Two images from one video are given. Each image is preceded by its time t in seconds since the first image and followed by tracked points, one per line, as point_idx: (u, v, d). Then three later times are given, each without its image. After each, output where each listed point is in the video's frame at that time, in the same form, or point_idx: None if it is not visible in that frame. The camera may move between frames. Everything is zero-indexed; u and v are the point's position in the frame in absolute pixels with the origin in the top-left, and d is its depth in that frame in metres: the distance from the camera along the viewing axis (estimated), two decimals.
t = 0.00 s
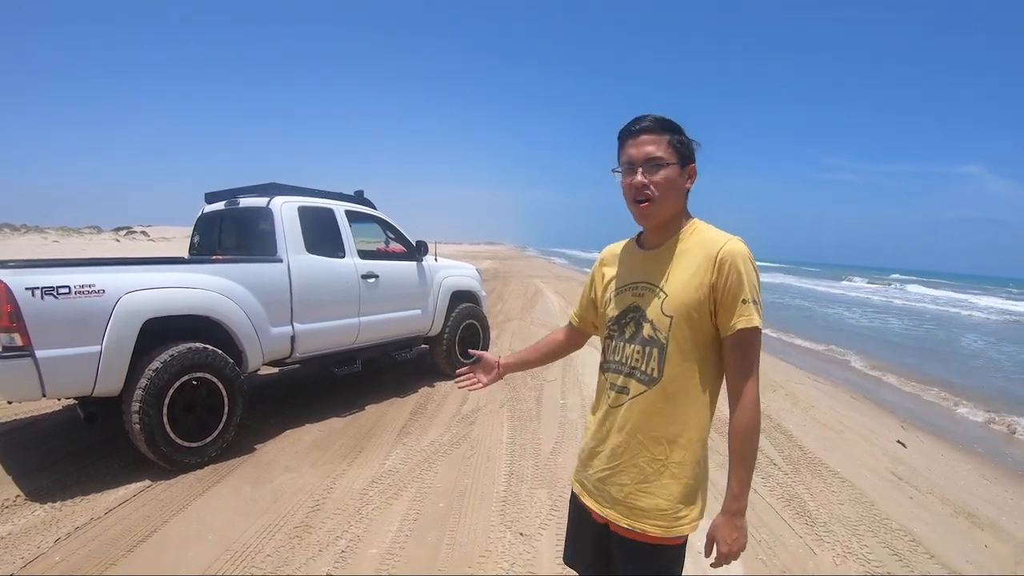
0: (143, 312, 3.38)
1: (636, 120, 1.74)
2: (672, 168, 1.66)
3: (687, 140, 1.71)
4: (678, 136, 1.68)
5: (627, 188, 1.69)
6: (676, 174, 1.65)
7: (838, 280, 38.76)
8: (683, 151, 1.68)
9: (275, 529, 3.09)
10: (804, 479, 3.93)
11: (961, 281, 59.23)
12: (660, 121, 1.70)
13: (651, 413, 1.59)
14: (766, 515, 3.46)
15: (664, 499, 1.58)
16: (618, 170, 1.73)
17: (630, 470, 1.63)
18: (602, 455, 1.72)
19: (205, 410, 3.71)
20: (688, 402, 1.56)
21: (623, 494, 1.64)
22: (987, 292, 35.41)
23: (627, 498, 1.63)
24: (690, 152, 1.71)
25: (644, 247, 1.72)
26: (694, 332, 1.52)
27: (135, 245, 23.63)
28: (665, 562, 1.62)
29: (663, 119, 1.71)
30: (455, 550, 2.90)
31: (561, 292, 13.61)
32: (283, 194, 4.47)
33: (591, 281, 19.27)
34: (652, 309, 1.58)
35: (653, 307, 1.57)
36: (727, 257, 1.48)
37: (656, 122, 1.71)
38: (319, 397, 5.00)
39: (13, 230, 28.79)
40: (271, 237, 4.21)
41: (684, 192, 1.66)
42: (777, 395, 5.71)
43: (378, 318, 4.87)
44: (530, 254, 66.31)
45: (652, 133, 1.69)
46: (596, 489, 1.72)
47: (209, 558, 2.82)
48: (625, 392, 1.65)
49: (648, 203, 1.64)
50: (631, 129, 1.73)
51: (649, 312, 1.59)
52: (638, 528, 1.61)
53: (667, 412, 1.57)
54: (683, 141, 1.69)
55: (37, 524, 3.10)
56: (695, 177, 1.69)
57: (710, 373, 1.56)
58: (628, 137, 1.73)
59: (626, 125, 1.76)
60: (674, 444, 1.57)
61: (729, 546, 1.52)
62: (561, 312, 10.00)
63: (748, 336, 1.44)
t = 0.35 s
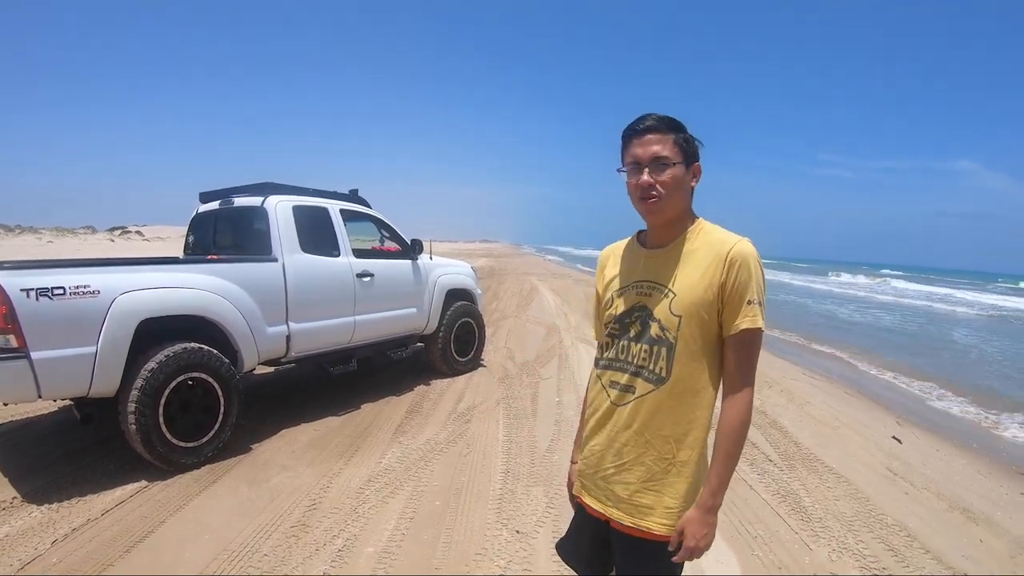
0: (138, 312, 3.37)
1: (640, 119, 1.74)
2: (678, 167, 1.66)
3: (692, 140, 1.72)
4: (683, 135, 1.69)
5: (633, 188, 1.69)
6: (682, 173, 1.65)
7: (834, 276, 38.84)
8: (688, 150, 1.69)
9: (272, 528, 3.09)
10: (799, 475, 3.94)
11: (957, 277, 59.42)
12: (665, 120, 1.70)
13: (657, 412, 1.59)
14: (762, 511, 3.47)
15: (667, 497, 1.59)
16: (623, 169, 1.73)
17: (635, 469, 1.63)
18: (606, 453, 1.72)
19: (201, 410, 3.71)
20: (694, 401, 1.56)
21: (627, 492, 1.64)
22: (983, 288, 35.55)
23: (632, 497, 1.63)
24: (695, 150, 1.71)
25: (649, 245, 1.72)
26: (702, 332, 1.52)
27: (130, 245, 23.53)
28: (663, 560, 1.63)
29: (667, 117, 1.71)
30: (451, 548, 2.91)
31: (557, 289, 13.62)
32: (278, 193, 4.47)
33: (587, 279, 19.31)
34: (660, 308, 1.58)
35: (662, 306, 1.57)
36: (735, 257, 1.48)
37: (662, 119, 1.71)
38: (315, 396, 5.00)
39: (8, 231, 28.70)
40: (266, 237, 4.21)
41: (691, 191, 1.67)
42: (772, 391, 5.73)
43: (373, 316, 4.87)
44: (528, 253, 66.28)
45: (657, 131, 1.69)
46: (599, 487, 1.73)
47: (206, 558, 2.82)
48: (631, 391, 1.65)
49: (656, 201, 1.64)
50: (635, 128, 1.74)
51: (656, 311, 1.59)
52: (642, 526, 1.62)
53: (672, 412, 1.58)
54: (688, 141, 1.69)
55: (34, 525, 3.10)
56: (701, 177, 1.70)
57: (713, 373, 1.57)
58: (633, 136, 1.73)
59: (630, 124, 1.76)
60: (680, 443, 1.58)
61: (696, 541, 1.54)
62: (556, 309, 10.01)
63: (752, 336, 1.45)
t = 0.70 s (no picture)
0: (134, 312, 3.37)
1: (631, 116, 1.75)
2: (673, 160, 1.66)
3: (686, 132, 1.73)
4: (676, 128, 1.69)
5: (628, 185, 1.69)
6: (677, 167, 1.66)
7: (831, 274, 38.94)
8: (682, 143, 1.69)
9: (269, 527, 3.09)
10: (795, 471, 3.95)
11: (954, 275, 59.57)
12: (657, 115, 1.70)
13: (657, 410, 1.60)
14: (758, 508, 3.48)
15: (668, 495, 1.59)
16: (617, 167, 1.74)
17: (637, 466, 1.64)
18: (609, 451, 1.73)
19: (197, 409, 3.70)
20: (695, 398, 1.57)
21: (628, 489, 1.65)
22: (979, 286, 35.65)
23: (634, 494, 1.63)
24: (689, 142, 1.72)
25: (649, 242, 1.73)
26: (700, 329, 1.52)
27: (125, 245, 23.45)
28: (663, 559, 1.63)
29: (660, 112, 1.71)
30: (448, 546, 2.91)
31: (553, 288, 13.63)
32: (273, 192, 4.47)
33: (583, 277, 19.33)
34: (659, 307, 1.59)
35: (659, 304, 1.58)
36: (732, 253, 1.48)
37: (654, 114, 1.71)
38: (311, 395, 5.00)
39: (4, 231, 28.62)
40: (261, 235, 4.20)
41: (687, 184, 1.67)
42: (768, 388, 5.74)
43: (369, 315, 4.87)
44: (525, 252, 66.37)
45: (650, 127, 1.69)
46: (601, 485, 1.73)
47: (203, 557, 2.82)
48: (631, 389, 1.66)
49: (653, 196, 1.64)
50: (626, 125, 1.74)
51: (655, 309, 1.60)
52: (642, 523, 1.62)
53: (671, 409, 1.58)
54: (682, 133, 1.69)
55: (31, 525, 3.09)
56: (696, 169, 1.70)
57: (713, 371, 1.57)
58: (625, 134, 1.73)
59: (622, 122, 1.76)
60: (681, 441, 1.58)
61: (701, 541, 1.51)
62: (552, 307, 10.02)
63: (750, 333, 1.44)
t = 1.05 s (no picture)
0: (133, 312, 3.37)
1: (638, 114, 1.75)
2: (677, 161, 1.67)
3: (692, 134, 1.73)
4: (681, 130, 1.69)
5: (630, 182, 1.70)
6: (681, 168, 1.66)
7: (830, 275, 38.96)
8: (687, 144, 1.69)
9: (267, 527, 3.09)
10: (793, 472, 3.96)
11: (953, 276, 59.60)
12: (663, 115, 1.71)
13: (655, 409, 1.61)
14: (756, 508, 3.49)
15: (665, 495, 1.60)
16: (621, 164, 1.74)
17: (635, 466, 1.64)
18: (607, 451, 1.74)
19: (196, 409, 3.71)
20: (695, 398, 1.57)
21: (626, 489, 1.66)
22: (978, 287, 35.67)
23: (633, 494, 1.64)
24: (693, 144, 1.72)
25: (650, 242, 1.73)
26: (699, 328, 1.53)
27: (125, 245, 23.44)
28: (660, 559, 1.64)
29: (666, 112, 1.71)
30: (446, 547, 2.92)
31: (552, 289, 13.64)
32: (272, 192, 4.47)
33: (582, 278, 19.34)
34: (658, 306, 1.59)
35: (659, 304, 1.59)
36: (731, 252, 1.47)
37: (661, 114, 1.72)
38: (311, 396, 5.00)
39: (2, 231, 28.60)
40: (260, 236, 4.21)
41: (689, 186, 1.68)
42: (767, 389, 5.74)
43: (368, 316, 4.88)
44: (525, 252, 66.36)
45: (655, 127, 1.70)
46: (600, 484, 1.74)
47: (202, 557, 2.82)
48: (631, 389, 1.67)
49: (653, 195, 1.65)
50: (633, 124, 1.74)
51: (655, 309, 1.61)
52: (639, 523, 1.63)
53: (670, 409, 1.59)
54: (687, 135, 1.70)
55: (30, 525, 3.10)
56: (700, 171, 1.71)
57: (712, 371, 1.57)
58: (630, 131, 1.74)
59: (629, 119, 1.77)
60: (679, 440, 1.58)
61: (705, 541, 1.53)
62: (551, 308, 10.03)
63: (749, 333, 1.44)
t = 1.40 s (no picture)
0: (136, 311, 3.37)
1: (647, 117, 1.75)
2: (685, 164, 1.66)
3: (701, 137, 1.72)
4: (690, 133, 1.69)
5: (638, 185, 1.70)
6: (689, 170, 1.65)
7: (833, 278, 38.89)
8: (695, 147, 1.69)
9: (269, 528, 3.09)
10: (797, 476, 3.94)
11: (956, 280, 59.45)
12: (672, 118, 1.70)
13: (659, 413, 1.60)
14: (759, 512, 3.48)
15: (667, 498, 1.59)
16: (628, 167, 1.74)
17: (640, 468, 1.64)
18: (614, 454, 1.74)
19: (198, 409, 3.70)
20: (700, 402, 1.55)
21: (630, 491, 1.65)
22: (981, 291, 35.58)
23: (636, 496, 1.64)
24: (702, 148, 1.71)
25: (658, 246, 1.73)
26: (702, 330, 1.51)
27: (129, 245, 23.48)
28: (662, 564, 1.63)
29: (675, 115, 1.71)
30: (449, 549, 2.91)
31: (555, 291, 13.64)
32: (276, 193, 4.47)
33: (584, 280, 19.33)
34: (664, 309, 1.59)
35: (664, 306, 1.58)
36: (734, 253, 1.45)
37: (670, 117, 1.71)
38: (313, 396, 5.00)
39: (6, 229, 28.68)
40: (264, 236, 4.21)
41: (697, 189, 1.67)
42: (770, 392, 5.73)
43: (371, 317, 4.87)
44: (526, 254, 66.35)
45: (664, 130, 1.69)
46: (606, 486, 1.74)
47: (203, 557, 2.82)
48: (636, 392, 1.66)
49: (661, 197, 1.64)
50: (641, 126, 1.74)
51: (660, 312, 1.60)
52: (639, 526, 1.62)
53: (673, 412, 1.58)
54: (695, 138, 1.69)
55: (31, 524, 3.09)
56: (708, 174, 1.70)
57: (717, 374, 1.55)
58: (638, 134, 1.74)
59: (637, 122, 1.77)
60: (683, 443, 1.57)
61: (688, 543, 1.50)
62: (554, 310, 10.02)
63: (749, 335, 1.41)
